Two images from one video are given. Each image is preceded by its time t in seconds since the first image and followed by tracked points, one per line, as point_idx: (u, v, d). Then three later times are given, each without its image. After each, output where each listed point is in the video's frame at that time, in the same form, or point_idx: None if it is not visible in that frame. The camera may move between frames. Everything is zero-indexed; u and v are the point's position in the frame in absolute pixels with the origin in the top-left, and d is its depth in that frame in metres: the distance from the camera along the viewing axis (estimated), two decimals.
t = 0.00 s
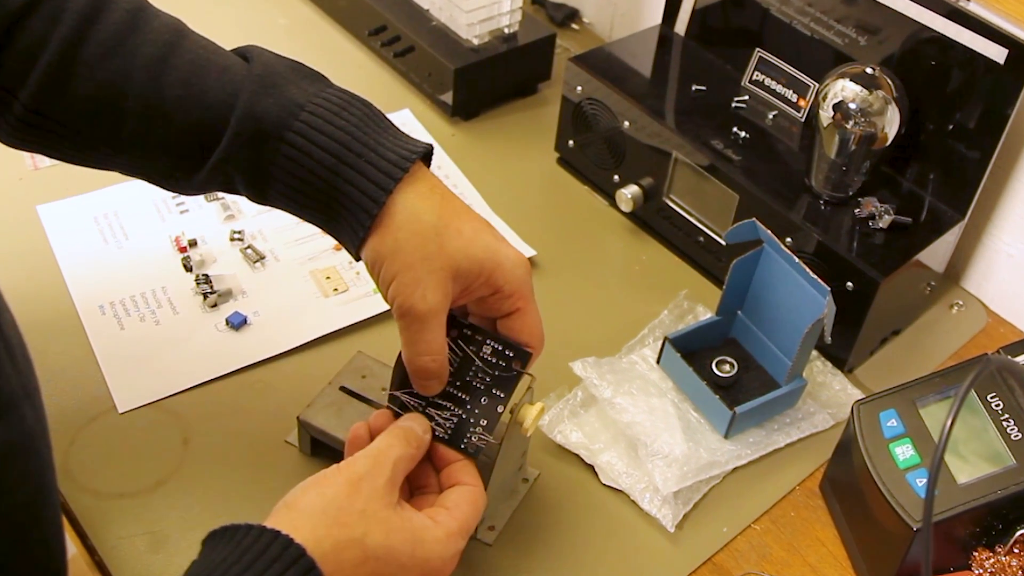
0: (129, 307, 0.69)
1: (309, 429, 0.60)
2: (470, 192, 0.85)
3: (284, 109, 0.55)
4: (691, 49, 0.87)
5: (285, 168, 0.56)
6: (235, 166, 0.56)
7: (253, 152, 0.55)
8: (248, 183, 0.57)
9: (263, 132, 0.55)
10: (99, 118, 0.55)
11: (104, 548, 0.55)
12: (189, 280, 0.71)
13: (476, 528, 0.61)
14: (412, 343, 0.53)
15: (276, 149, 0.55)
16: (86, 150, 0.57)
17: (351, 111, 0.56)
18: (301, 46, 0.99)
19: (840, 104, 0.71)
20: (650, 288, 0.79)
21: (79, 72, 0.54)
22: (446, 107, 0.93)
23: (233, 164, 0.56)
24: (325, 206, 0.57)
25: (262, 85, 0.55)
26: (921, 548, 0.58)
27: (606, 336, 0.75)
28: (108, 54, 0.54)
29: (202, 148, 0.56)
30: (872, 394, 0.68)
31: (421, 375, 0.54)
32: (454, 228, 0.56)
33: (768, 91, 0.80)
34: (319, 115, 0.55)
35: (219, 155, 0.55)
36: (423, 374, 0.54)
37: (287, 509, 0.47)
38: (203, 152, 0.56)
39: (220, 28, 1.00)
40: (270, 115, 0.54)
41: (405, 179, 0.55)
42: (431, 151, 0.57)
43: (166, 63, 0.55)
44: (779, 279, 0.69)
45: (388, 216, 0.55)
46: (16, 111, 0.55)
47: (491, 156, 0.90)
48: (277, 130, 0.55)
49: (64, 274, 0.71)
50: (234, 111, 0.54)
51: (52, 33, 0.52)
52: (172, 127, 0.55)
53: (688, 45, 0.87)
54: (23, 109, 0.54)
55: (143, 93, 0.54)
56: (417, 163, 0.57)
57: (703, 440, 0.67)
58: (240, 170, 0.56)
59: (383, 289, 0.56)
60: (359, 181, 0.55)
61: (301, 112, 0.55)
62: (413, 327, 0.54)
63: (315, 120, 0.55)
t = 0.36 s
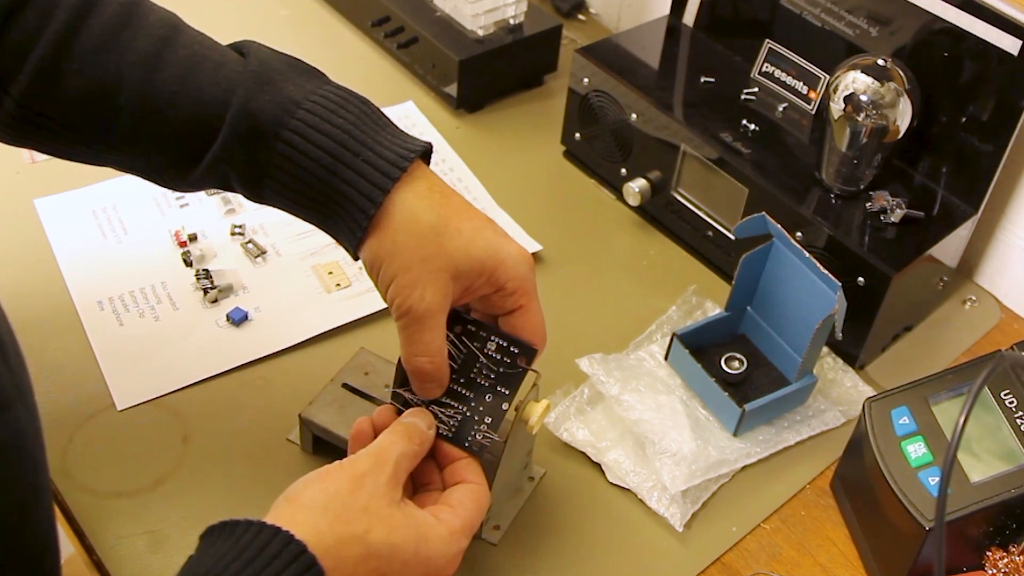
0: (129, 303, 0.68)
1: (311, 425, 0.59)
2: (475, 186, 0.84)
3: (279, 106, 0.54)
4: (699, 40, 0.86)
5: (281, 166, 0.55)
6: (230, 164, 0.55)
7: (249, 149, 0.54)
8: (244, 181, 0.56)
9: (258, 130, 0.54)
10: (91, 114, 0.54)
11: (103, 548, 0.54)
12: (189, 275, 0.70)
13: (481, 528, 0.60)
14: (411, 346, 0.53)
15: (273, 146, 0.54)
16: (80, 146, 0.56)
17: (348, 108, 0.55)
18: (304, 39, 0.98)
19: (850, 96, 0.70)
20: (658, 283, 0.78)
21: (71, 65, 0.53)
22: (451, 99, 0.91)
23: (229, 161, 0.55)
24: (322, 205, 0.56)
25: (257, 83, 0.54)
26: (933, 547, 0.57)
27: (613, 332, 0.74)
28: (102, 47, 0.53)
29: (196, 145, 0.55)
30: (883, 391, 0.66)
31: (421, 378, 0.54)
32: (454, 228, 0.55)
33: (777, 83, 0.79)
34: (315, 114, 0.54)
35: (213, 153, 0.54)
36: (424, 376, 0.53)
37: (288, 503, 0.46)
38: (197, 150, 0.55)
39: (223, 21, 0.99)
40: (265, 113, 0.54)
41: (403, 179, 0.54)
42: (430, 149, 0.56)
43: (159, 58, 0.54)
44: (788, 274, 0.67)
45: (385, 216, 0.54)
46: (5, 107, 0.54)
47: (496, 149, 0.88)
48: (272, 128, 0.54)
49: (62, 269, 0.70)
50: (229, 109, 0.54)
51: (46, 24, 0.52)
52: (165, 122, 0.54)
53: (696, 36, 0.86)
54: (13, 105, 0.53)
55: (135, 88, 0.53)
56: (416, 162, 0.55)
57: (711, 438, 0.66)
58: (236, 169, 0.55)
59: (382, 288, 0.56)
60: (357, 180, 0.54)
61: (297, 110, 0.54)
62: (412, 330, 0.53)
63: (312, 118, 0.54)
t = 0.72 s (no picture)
0: (128, 299, 0.67)
1: (313, 423, 0.58)
2: (479, 180, 0.83)
3: (274, 105, 0.53)
4: (706, 32, 0.84)
5: (275, 166, 0.54)
6: (223, 163, 0.54)
7: (244, 147, 0.53)
8: (239, 181, 0.55)
9: (251, 129, 0.53)
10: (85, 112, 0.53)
11: (103, 547, 0.54)
12: (189, 271, 0.70)
13: (486, 527, 0.59)
14: (415, 346, 0.52)
15: (267, 146, 0.54)
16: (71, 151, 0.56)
17: (344, 107, 0.54)
18: (306, 31, 0.97)
19: (860, 89, 0.69)
20: (664, 279, 0.77)
21: (61, 64, 0.52)
22: (454, 91, 0.91)
23: (222, 163, 0.54)
24: (318, 205, 0.55)
25: (250, 81, 0.53)
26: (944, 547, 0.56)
27: (619, 329, 0.73)
28: (93, 45, 0.52)
29: (190, 146, 0.54)
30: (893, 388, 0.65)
31: (425, 378, 0.52)
32: (453, 226, 0.54)
33: (786, 76, 0.78)
34: (310, 113, 0.54)
35: (207, 152, 0.54)
36: (427, 377, 0.52)
37: (291, 503, 0.45)
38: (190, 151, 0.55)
39: (225, 14, 0.98)
40: (259, 112, 0.53)
41: (399, 177, 0.53)
42: (427, 148, 0.55)
43: (151, 57, 0.53)
44: (797, 270, 0.66)
45: (382, 216, 0.53)
46: None
47: (501, 143, 0.88)
48: (266, 127, 0.53)
49: (61, 265, 0.69)
50: (222, 109, 0.53)
51: (37, 20, 0.51)
52: (158, 123, 0.54)
53: (703, 28, 0.84)
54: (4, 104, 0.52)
55: (127, 88, 0.53)
56: (412, 160, 0.54)
57: (719, 436, 0.65)
58: (230, 168, 0.54)
59: (382, 290, 0.55)
60: (352, 179, 0.53)
61: (290, 109, 0.53)
62: (414, 330, 0.52)
63: (306, 117, 0.53)
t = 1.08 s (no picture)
0: (128, 296, 0.67)
1: (315, 421, 0.58)
2: (483, 176, 0.82)
3: (273, 90, 0.53)
4: (712, 25, 0.84)
5: (275, 151, 0.54)
6: (222, 150, 0.54)
7: (243, 132, 0.53)
8: (239, 169, 0.55)
9: (251, 115, 0.53)
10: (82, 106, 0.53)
11: (101, 547, 0.53)
12: (189, 267, 0.69)
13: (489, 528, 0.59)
14: (429, 324, 0.50)
15: (267, 130, 0.53)
16: (69, 149, 0.56)
17: (342, 92, 0.54)
18: (309, 25, 0.97)
19: (868, 83, 0.68)
20: (670, 275, 0.76)
21: (58, 57, 0.52)
22: (457, 86, 0.90)
23: (220, 150, 0.54)
24: (319, 189, 0.55)
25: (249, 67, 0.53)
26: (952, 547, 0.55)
27: (624, 326, 0.72)
28: (88, 38, 0.53)
29: (186, 136, 0.54)
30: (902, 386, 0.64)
31: (440, 357, 0.51)
32: (457, 202, 0.53)
33: (794, 71, 0.77)
34: (309, 97, 0.54)
35: (206, 138, 0.53)
36: (443, 354, 0.51)
37: (284, 511, 0.45)
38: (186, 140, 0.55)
39: (228, 7, 0.98)
40: (258, 97, 0.53)
41: (400, 157, 0.53)
42: (426, 131, 0.55)
43: (146, 47, 0.53)
44: (804, 266, 0.66)
45: (387, 193, 0.53)
46: None
47: (504, 138, 0.87)
48: (265, 111, 0.53)
49: (59, 262, 0.69)
50: (220, 94, 0.53)
51: (31, 13, 0.51)
52: (154, 115, 0.54)
53: (710, 21, 0.84)
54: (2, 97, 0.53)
55: (123, 78, 0.53)
56: (412, 141, 0.54)
57: (725, 435, 0.64)
58: (230, 155, 0.54)
59: (388, 270, 0.53)
60: (354, 160, 0.53)
61: (289, 94, 0.53)
62: (428, 304, 0.51)
63: (306, 101, 0.53)
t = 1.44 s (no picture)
0: (127, 293, 0.66)
1: (316, 420, 0.57)
2: (485, 172, 0.81)
3: (256, 81, 0.54)
4: (717, 20, 0.83)
5: (259, 142, 0.54)
6: (207, 142, 0.54)
7: (226, 123, 0.54)
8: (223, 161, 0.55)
9: (234, 106, 0.54)
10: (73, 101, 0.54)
11: (100, 547, 0.53)
12: (189, 264, 0.69)
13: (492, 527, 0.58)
14: (416, 305, 0.48)
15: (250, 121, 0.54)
16: (64, 143, 0.56)
17: (325, 83, 0.55)
18: (311, 20, 0.96)
19: (874, 79, 0.67)
20: (674, 272, 0.75)
21: (45, 54, 0.53)
22: (460, 81, 0.89)
23: (205, 143, 0.55)
24: (303, 180, 0.55)
25: (232, 59, 0.54)
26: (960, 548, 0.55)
27: (628, 323, 0.71)
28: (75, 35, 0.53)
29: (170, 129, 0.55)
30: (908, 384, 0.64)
31: (429, 341, 0.49)
32: (442, 184, 0.53)
33: (800, 66, 0.76)
34: (291, 87, 0.54)
35: (191, 129, 0.54)
36: (432, 337, 0.49)
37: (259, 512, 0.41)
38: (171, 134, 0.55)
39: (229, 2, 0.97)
40: (241, 87, 0.54)
41: (381, 144, 0.53)
42: (409, 121, 0.55)
43: (128, 41, 0.54)
44: (810, 264, 0.65)
45: (370, 178, 0.52)
46: None
47: (507, 133, 0.86)
48: (248, 102, 0.54)
49: (59, 259, 0.68)
50: (202, 86, 0.54)
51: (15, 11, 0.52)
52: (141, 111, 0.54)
53: (714, 16, 0.83)
54: None
55: (109, 73, 0.54)
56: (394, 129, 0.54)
57: (730, 434, 0.64)
58: (214, 147, 0.55)
59: (374, 254, 0.52)
60: (336, 147, 0.53)
61: (271, 85, 0.54)
62: (415, 284, 0.49)
63: (288, 91, 0.54)
